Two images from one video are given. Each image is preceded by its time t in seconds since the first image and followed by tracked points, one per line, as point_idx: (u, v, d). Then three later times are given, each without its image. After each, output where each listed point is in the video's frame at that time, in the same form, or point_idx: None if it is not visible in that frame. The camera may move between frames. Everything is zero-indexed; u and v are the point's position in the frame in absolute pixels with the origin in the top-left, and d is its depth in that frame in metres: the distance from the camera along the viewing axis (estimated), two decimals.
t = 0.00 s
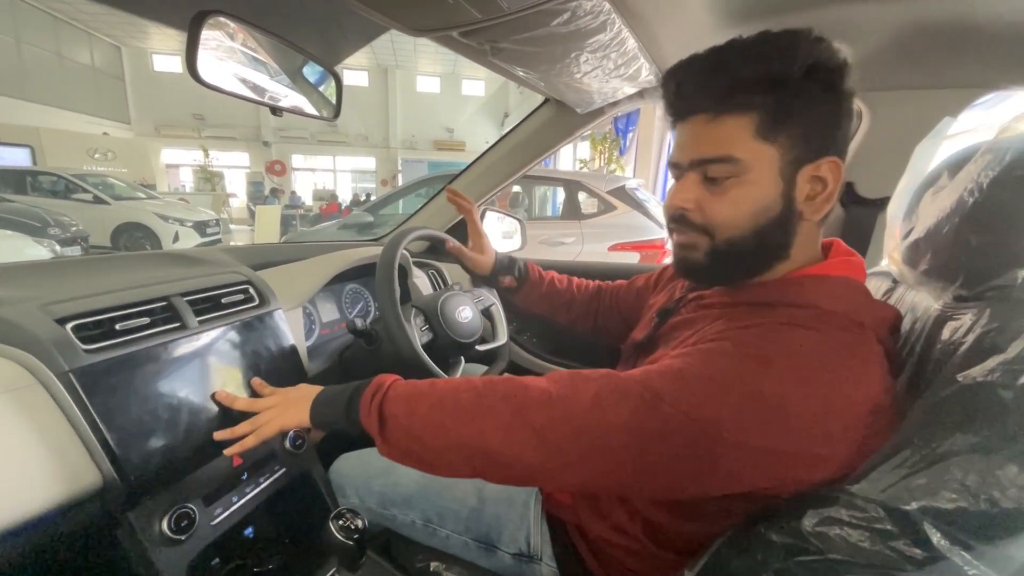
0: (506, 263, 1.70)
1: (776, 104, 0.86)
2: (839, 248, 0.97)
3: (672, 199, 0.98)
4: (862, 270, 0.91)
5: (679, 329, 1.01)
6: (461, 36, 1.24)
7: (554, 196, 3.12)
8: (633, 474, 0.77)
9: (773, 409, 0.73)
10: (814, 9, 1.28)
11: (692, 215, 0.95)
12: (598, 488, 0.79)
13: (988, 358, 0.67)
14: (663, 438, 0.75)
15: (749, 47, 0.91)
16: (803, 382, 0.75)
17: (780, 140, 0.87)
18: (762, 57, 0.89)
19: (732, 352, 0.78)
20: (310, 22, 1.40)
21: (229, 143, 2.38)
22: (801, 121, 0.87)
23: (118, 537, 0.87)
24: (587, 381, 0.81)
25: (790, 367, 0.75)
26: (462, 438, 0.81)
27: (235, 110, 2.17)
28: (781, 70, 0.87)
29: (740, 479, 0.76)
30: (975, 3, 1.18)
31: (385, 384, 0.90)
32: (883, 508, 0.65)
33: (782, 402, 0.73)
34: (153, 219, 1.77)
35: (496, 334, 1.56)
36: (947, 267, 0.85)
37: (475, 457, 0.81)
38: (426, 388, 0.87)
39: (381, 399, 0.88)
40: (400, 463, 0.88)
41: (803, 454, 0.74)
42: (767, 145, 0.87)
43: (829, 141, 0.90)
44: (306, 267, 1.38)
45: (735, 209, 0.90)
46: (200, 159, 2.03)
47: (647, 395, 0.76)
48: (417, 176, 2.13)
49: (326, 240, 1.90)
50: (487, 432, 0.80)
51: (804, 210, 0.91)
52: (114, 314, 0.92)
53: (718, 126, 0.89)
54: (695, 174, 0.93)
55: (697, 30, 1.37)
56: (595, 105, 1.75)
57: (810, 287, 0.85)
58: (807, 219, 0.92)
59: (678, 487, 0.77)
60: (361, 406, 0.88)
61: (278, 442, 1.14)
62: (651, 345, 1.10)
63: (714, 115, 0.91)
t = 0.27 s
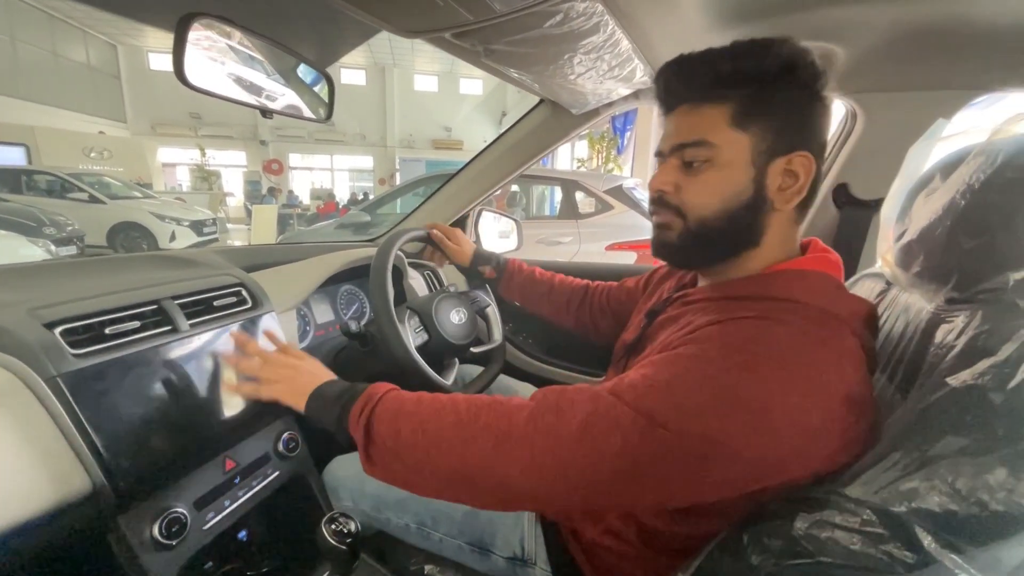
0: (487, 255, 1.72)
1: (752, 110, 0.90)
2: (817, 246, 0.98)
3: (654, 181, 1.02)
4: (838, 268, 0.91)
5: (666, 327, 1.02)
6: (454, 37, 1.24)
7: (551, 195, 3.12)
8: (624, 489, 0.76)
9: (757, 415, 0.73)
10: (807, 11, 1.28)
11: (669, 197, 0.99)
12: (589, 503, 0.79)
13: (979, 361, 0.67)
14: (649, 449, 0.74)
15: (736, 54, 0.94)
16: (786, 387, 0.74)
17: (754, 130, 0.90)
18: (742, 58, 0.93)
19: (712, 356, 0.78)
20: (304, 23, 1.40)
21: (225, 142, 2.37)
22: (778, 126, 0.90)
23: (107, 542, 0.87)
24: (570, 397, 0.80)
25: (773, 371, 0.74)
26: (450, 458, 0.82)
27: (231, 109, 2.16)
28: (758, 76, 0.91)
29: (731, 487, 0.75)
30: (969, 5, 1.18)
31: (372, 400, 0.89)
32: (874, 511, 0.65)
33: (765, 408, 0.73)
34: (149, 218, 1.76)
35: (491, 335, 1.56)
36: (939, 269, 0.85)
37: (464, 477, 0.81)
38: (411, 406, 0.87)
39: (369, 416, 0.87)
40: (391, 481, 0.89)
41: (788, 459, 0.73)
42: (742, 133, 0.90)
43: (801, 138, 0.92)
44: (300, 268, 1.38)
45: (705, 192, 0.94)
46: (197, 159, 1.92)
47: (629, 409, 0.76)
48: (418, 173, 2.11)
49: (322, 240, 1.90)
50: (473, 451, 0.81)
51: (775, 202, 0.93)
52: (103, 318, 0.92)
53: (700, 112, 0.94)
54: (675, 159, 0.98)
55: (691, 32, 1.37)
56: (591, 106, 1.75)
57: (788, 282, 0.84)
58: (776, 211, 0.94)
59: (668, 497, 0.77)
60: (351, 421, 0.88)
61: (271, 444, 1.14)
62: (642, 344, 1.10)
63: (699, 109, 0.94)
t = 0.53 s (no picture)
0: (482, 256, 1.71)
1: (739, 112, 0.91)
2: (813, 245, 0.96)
3: (642, 187, 1.03)
4: (834, 265, 0.90)
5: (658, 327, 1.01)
6: (449, 35, 1.23)
7: (550, 193, 3.11)
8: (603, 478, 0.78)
9: (732, 406, 0.74)
10: (804, 10, 1.27)
11: (656, 201, 1.00)
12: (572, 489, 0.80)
13: (976, 361, 0.66)
14: (627, 438, 0.75)
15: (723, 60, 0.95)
16: (762, 379, 0.74)
17: (731, 129, 0.91)
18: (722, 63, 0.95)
19: (693, 347, 0.78)
20: (299, 20, 1.39)
21: (222, 141, 2.36)
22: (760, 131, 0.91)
23: (101, 544, 0.86)
24: (554, 387, 0.81)
25: (750, 363, 0.75)
26: (438, 447, 0.82)
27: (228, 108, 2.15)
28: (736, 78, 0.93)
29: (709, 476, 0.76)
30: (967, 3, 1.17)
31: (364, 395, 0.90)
32: (871, 513, 0.64)
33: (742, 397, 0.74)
34: (147, 218, 1.72)
35: (488, 334, 1.55)
36: (936, 269, 0.84)
37: (451, 464, 0.82)
38: (400, 396, 0.87)
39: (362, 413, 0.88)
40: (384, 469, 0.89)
41: (767, 448, 0.75)
42: (720, 133, 0.91)
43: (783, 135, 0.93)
44: (294, 268, 1.37)
45: (689, 193, 0.95)
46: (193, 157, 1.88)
47: (611, 399, 0.77)
48: (416, 172, 2.11)
49: (320, 239, 1.89)
50: (460, 440, 0.81)
51: (758, 198, 0.92)
52: (94, 319, 0.91)
53: (681, 116, 0.95)
54: (659, 163, 0.99)
55: (687, 29, 1.36)
56: (588, 104, 1.74)
57: (779, 277, 0.83)
58: (761, 208, 0.93)
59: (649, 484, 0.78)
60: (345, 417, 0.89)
61: (266, 445, 1.13)
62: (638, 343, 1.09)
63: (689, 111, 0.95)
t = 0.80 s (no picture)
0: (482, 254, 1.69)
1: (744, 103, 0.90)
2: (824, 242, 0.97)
3: (657, 175, 1.03)
4: (846, 260, 0.91)
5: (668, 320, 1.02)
6: (448, 30, 1.23)
7: (549, 192, 3.11)
8: (603, 452, 0.79)
9: (735, 385, 0.75)
10: (805, 5, 1.27)
11: (671, 191, 1.00)
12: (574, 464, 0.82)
13: (975, 354, 0.66)
14: (628, 412, 0.77)
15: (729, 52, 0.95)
16: (767, 360, 0.75)
17: (757, 126, 0.91)
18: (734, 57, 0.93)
19: (699, 330, 0.80)
20: (299, 16, 1.39)
21: (221, 139, 2.36)
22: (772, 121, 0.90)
23: (102, 539, 0.87)
24: (564, 362, 0.83)
25: (755, 344, 0.76)
26: (446, 416, 0.85)
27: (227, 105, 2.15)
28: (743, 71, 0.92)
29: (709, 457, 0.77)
30: None
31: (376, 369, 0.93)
32: (871, 504, 0.65)
33: (744, 376, 0.75)
34: (146, 216, 1.72)
35: (488, 331, 1.55)
36: (935, 264, 0.84)
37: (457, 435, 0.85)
38: (415, 370, 0.91)
39: (373, 381, 0.91)
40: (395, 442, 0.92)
41: (768, 432, 0.75)
42: (743, 130, 0.91)
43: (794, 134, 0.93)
44: (294, 265, 1.37)
45: (704, 187, 0.95)
46: (194, 156, 2.02)
47: (616, 373, 0.79)
48: (415, 172, 2.13)
49: (319, 237, 1.89)
50: (468, 409, 0.84)
51: (774, 199, 0.92)
52: (95, 314, 0.91)
53: (706, 108, 0.95)
54: (678, 153, 0.98)
55: (687, 25, 1.37)
56: (587, 100, 1.73)
57: (789, 269, 0.84)
58: (775, 208, 0.93)
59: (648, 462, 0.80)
60: (356, 388, 0.92)
61: (266, 441, 1.14)
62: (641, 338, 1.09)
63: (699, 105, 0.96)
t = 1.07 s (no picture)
0: (482, 251, 1.69)
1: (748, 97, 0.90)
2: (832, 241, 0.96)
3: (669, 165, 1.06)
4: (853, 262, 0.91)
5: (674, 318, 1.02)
6: (449, 26, 1.23)
7: (549, 190, 3.11)
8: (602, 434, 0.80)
9: (738, 373, 0.75)
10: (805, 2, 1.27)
11: (677, 181, 1.03)
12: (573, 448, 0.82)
13: (974, 349, 0.67)
14: (629, 394, 0.78)
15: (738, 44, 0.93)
16: (771, 351, 0.76)
17: (749, 128, 0.90)
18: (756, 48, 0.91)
19: (704, 320, 0.81)
20: (300, 14, 1.39)
21: (221, 138, 2.36)
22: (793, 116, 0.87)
23: (105, 534, 0.87)
24: (569, 345, 0.84)
25: (759, 333, 0.77)
26: (449, 396, 0.86)
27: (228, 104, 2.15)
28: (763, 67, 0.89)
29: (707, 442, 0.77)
30: None
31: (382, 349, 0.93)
32: (870, 499, 0.65)
33: (747, 366, 0.75)
34: (144, 214, 1.74)
35: (488, 328, 1.56)
36: (934, 260, 0.85)
37: (459, 414, 0.85)
38: (421, 349, 0.91)
39: (378, 359, 0.93)
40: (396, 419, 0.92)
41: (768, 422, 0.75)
42: (737, 131, 0.91)
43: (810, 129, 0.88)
44: (296, 262, 1.37)
45: (696, 184, 0.97)
46: (193, 155, 1.90)
47: (620, 358, 0.80)
48: (413, 170, 2.14)
49: (319, 235, 1.89)
50: (472, 388, 0.84)
51: (762, 202, 0.92)
52: (97, 310, 0.92)
53: (707, 106, 0.96)
54: (686, 147, 1.00)
55: (688, 23, 1.37)
56: (588, 98, 1.73)
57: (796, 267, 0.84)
58: (765, 210, 0.92)
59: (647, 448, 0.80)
60: (361, 365, 0.93)
61: (267, 437, 1.14)
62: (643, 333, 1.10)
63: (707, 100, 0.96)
